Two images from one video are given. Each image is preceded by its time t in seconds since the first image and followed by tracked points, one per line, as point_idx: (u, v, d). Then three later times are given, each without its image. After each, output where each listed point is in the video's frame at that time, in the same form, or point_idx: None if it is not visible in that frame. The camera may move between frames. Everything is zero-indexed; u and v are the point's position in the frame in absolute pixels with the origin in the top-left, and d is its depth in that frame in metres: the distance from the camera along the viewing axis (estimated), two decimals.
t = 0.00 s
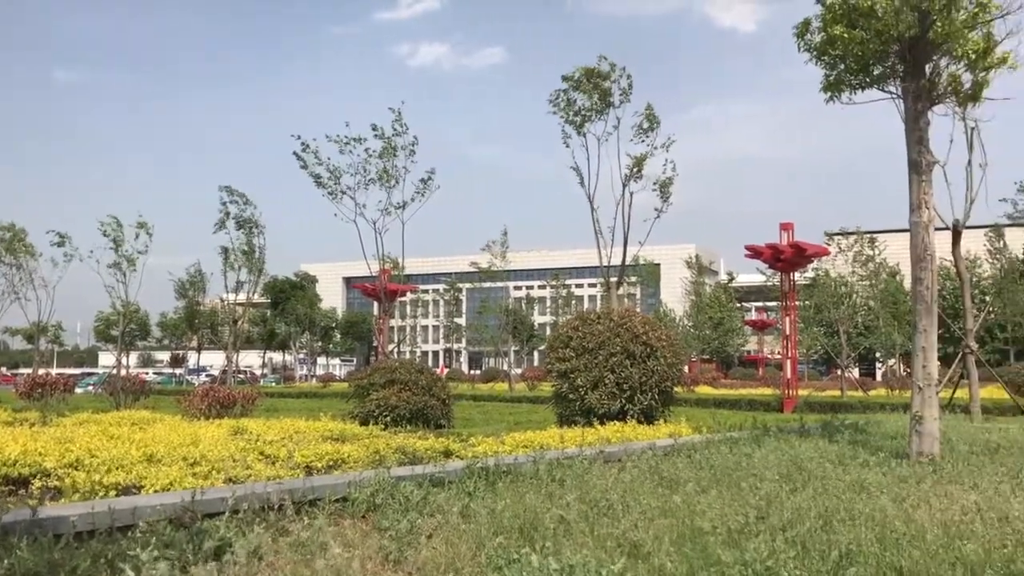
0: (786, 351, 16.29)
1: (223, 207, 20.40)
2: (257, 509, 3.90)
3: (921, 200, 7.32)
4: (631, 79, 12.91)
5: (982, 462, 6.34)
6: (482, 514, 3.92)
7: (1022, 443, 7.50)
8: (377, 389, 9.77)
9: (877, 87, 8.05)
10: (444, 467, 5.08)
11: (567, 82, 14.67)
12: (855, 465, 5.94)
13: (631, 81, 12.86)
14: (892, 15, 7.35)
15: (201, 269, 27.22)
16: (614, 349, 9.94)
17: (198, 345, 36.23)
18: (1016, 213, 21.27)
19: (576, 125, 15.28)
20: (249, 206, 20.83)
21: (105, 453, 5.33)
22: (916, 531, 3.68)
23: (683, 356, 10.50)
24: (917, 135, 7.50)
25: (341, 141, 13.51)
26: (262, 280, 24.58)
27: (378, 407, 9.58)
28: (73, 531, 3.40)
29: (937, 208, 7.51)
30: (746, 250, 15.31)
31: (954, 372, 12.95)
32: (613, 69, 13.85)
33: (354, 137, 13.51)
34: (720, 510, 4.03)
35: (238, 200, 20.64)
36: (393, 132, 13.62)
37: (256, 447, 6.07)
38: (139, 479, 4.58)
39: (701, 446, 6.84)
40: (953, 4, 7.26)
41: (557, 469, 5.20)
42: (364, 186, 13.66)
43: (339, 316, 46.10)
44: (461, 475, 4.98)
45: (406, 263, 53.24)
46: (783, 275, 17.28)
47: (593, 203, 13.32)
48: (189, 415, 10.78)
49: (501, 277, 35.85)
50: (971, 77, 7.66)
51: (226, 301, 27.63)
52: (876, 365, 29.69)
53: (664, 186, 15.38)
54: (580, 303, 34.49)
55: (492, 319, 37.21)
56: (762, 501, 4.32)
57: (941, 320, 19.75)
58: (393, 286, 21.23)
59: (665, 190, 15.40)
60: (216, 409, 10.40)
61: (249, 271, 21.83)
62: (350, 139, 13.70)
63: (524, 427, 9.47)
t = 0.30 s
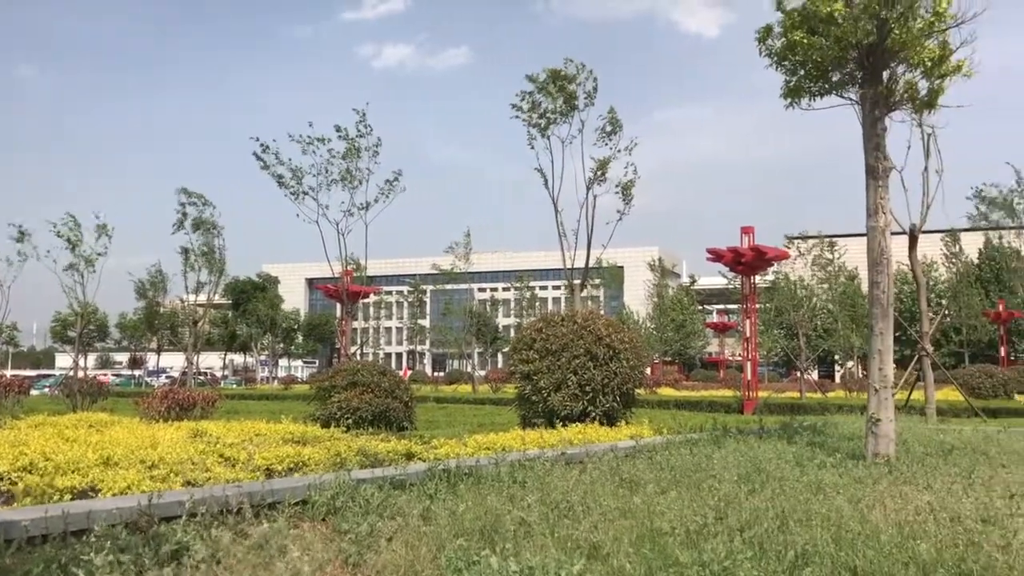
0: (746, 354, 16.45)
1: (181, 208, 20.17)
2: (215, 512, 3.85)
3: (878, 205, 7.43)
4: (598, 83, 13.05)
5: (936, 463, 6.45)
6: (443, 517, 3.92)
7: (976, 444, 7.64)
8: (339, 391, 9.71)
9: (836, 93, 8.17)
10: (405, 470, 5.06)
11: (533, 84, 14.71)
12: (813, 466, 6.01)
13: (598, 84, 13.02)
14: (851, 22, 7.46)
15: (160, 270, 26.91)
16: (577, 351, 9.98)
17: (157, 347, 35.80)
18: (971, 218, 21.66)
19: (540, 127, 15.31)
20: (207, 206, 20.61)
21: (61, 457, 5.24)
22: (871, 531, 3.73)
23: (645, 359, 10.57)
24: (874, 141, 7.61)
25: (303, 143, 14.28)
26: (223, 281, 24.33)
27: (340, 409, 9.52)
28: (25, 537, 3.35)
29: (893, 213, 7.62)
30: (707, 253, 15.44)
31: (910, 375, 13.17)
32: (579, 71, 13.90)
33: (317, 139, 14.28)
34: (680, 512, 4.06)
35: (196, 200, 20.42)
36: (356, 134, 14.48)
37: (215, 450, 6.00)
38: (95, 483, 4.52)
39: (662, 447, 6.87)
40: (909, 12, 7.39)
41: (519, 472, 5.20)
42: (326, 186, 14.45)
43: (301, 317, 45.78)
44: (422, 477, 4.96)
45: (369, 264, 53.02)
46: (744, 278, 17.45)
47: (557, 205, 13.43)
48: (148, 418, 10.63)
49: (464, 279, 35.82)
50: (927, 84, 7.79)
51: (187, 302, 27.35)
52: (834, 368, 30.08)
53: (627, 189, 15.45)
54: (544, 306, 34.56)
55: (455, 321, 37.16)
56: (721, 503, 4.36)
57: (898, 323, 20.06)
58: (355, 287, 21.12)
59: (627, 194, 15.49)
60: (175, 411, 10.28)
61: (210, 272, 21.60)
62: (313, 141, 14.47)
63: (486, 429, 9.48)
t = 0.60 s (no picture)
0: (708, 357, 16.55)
1: (143, 208, 19.93)
2: (173, 516, 3.81)
3: (836, 211, 7.53)
4: (564, 87, 12.78)
5: (893, 466, 6.54)
6: (404, 520, 3.90)
7: (930, 448, 7.76)
8: (300, 395, 9.64)
9: (796, 100, 8.28)
10: (366, 474, 5.04)
11: (499, 87, 14.74)
12: (773, 469, 6.07)
13: (564, 89, 12.72)
14: (811, 31, 7.57)
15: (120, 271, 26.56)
16: (541, 354, 10.00)
17: (116, 349, 35.28)
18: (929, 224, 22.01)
19: (506, 131, 15.33)
20: (170, 207, 20.40)
21: (14, 461, 5.15)
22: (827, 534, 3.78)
23: (608, 362, 10.62)
24: (833, 147, 7.71)
25: (268, 144, 15.06)
26: (184, 283, 24.04)
27: (301, 413, 9.45)
28: None
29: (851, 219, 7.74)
30: (670, 258, 15.53)
31: (868, 378, 13.33)
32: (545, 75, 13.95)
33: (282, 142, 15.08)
34: (640, 515, 4.08)
35: (158, 200, 20.20)
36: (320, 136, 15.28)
37: (173, 454, 5.92)
38: (50, 487, 4.45)
39: (623, 450, 6.90)
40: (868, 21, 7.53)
41: (481, 475, 5.19)
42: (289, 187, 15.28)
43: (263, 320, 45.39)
44: (383, 481, 4.94)
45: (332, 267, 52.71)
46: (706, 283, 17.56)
47: (520, 209, 13.02)
48: (105, 421, 10.47)
49: (428, 282, 35.71)
50: (885, 92, 7.91)
51: (147, 304, 27.01)
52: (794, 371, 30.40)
53: (590, 194, 15.53)
54: (508, 309, 34.57)
55: (419, 324, 37.03)
56: (680, 505, 4.39)
57: (857, 328, 20.32)
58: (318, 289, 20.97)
59: (590, 198, 15.55)
60: (133, 415, 10.15)
61: (170, 273, 21.35)
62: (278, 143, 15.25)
63: (449, 433, 9.45)
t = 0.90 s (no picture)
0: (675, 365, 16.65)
1: (110, 211, 19.75)
2: (135, 524, 3.76)
3: (802, 220, 7.61)
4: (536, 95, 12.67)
5: (857, 473, 6.62)
6: (369, 529, 3.88)
7: (893, 455, 7.86)
8: (266, 402, 9.56)
9: (763, 111, 8.36)
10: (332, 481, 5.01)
11: (470, 94, 14.77)
12: (738, 476, 6.12)
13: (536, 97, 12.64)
14: (778, 43, 7.67)
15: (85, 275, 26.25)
16: (509, 361, 10.01)
17: (79, 354, 34.81)
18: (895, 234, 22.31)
19: (476, 137, 15.35)
20: (138, 211, 20.21)
21: None
22: (790, 540, 3.81)
23: (576, 369, 10.65)
24: (799, 157, 7.80)
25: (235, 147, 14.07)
26: (149, 287, 23.80)
27: (267, 420, 9.38)
28: None
29: (816, 229, 7.82)
30: (638, 265, 15.61)
31: (833, 386, 13.47)
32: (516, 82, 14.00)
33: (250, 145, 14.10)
34: (605, 522, 4.09)
35: (127, 204, 20.02)
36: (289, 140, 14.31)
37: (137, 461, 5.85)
38: (9, 496, 4.39)
39: (590, 457, 6.93)
40: (834, 33, 7.66)
41: (447, 483, 5.18)
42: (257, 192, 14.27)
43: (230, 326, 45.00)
44: (349, 489, 4.91)
45: (301, 273, 52.40)
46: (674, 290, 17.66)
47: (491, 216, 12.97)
48: (65, 427, 10.32)
49: (397, 288, 35.61)
50: (850, 103, 8.02)
51: (111, 309, 26.70)
52: (761, 379, 30.66)
53: (559, 201, 15.59)
54: (476, 315, 34.54)
55: (388, 331, 36.89)
56: (647, 513, 4.40)
57: (822, 335, 20.53)
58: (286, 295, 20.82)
59: (559, 205, 15.60)
60: (96, 421, 10.02)
61: (136, 278, 21.11)
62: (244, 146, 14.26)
63: (416, 440, 9.44)
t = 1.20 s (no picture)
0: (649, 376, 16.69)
1: (85, 218, 19.59)
2: (103, 536, 3.71)
3: (775, 234, 7.67)
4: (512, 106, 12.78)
5: (828, 485, 6.68)
6: (341, 540, 3.86)
7: (865, 466, 7.92)
8: (238, 412, 9.48)
9: (737, 125, 8.42)
10: (303, 492, 4.98)
11: (447, 104, 14.79)
12: (710, 488, 6.15)
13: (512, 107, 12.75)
14: (752, 58, 7.77)
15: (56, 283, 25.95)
16: (484, 372, 10.00)
17: (49, 364, 34.37)
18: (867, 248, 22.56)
19: (452, 148, 15.37)
20: (114, 219, 20.06)
21: None
22: (762, 552, 3.83)
23: (551, 381, 10.66)
24: (772, 171, 7.88)
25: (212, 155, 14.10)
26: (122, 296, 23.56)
27: (239, 431, 9.30)
28: None
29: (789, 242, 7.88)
30: (613, 277, 15.66)
31: (806, 399, 13.57)
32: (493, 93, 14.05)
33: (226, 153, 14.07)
34: (579, 534, 4.10)
35: (103, 212, 19.87)
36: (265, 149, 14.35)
37: (106, 472, 5.77)
38: None
39: (564, 469, 6.92)
40: (806, 49, 7.77)
41: (420, 494, 5.16)
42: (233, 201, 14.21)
43: (203, 335, 44.63)
44: (321, 500, 4.88)
45: (276, 282, 52.12)
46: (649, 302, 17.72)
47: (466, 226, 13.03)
48: (33, 437, 10.16)
49: (372, 298, 35.51)
50: (822, 118, 8.11)
51: (82, 317, 26.41)
52: (734, 391, 30.83)
53: (535, 213, 15.62)
54: (452, 326, 34.48)
55: (362, 342, 36.73)
56: (620, 525, 4.40)
57: (795, 348, 20.68)
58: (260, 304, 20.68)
59: (534, 216, 15.63)
60: (65, 431, 9.88)
61: (107, 286, 20.89)
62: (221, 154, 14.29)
63: (389, 451, 9.41)
